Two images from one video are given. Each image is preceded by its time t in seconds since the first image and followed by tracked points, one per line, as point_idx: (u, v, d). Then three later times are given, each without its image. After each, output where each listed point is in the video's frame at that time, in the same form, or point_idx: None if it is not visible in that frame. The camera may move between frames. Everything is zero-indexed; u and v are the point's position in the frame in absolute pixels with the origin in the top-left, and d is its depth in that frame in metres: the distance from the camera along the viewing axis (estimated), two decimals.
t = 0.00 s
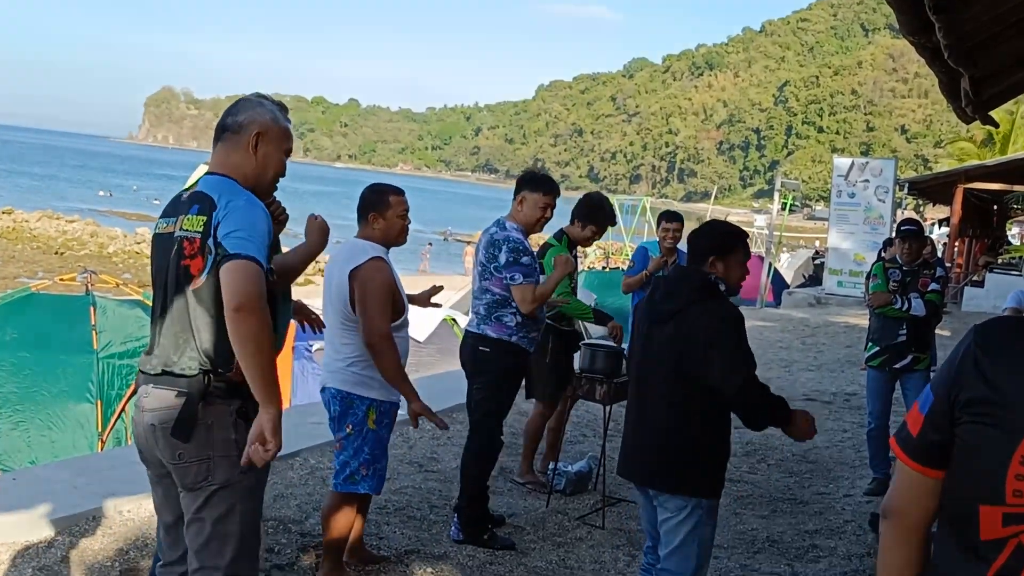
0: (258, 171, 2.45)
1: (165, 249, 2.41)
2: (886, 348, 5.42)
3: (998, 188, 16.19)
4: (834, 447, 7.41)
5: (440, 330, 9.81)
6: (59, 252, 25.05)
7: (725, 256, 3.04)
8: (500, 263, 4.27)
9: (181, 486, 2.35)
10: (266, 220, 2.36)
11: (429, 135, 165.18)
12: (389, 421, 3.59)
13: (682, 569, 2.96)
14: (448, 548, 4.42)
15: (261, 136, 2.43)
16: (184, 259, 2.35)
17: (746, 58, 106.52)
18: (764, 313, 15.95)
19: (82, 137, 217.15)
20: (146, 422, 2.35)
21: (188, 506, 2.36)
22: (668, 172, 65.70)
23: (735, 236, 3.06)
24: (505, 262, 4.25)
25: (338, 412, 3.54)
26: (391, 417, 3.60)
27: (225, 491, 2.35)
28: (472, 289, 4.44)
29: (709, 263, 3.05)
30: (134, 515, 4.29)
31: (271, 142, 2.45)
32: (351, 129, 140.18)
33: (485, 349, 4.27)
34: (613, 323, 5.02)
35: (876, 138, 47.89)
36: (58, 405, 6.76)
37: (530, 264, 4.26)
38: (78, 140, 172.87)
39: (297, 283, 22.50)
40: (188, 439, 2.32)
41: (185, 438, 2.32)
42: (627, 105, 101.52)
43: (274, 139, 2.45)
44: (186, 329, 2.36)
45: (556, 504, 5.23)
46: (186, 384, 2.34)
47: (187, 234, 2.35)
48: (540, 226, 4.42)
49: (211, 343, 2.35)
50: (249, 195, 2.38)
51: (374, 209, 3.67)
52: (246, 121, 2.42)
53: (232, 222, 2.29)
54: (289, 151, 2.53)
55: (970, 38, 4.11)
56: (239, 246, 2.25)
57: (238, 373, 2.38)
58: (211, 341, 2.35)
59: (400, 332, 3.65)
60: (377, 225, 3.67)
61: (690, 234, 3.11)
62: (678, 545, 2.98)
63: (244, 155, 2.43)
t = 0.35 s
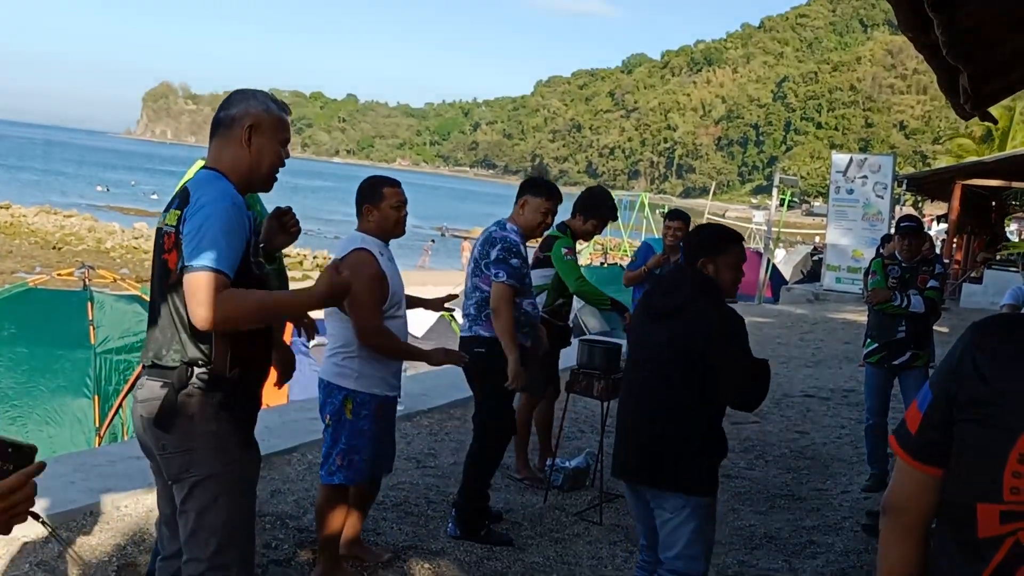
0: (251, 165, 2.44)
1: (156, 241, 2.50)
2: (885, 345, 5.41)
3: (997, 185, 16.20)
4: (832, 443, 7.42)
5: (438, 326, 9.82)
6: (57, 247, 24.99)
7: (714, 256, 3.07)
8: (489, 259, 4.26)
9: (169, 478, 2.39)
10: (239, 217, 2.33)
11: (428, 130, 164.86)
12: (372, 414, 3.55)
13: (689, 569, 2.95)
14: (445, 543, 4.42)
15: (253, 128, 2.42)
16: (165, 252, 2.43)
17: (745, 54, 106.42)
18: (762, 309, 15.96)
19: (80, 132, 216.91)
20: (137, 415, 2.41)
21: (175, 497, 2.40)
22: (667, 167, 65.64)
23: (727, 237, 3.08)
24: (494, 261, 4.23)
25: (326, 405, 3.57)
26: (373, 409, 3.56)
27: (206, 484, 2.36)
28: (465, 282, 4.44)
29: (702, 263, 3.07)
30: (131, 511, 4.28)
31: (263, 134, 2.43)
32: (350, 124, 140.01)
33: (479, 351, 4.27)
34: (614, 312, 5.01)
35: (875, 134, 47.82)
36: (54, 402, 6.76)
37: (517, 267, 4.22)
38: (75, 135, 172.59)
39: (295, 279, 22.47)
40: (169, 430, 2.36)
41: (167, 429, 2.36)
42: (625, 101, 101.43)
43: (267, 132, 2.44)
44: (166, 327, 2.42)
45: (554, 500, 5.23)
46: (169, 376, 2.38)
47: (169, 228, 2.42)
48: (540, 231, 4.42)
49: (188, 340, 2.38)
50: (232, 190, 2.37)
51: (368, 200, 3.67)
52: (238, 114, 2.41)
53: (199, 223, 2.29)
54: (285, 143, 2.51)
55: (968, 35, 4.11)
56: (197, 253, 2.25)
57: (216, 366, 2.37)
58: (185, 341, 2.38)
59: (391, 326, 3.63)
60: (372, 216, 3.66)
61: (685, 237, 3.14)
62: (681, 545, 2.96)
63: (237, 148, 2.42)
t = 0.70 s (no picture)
0: (253, 167, 2.43)
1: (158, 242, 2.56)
2: (883, 343, 5.41)
3: (994, 183, 16.21)
4: (830, 440, 7.43)
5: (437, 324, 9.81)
6: (54, 244, 24.94)
7: (696, 253, 3.04)
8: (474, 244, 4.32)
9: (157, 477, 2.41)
10: (230, 221, 2.32)
11: (425, 127, 164.55)
12: (369, 409, 3.52)
13: (673, 571, 2.99)
14: (444, 541, 4.42)
15: (253, 132, 2.41)
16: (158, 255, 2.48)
17: (743, 52, 106.37)
18: (761, 306, 15.97)
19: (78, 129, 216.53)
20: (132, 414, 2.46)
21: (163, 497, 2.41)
22: (665, 165, 65.60)
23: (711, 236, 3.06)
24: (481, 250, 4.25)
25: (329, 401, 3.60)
26: (372, 403, 3.53)
27: (190, 485, 2.36)
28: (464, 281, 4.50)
29: (682, 265, 3.05)
30: (130, 508, 4.28)
31: (262, 137, 2.42)
32: (348, 122, 139.86)
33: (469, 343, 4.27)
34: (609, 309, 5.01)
35: (873, 132, 47.82)
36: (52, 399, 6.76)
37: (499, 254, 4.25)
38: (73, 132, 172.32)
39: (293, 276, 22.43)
40: (154, 430, 2.38)
41: (153, 429, 2.38)
42: (624, 98, 101.37)
43: (266, 136, 2.43)
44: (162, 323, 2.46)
45: (552, 497, 5.23)
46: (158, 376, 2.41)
47: (165, 232, 2.48)
48: (533, 223, 4.40)
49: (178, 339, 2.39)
50: (224, 192, 2.36)
51: (374, 196, 3.68)
52: (238, 117, 2.41)
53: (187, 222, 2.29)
54: (287, 146, 2.49)
55: (965, 33, 4.10)
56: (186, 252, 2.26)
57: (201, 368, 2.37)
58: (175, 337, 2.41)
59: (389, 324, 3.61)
60: (376, 212, 3.68)
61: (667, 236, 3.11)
62: (672, 550, 2.98)
63: (235, 151, 2.42)
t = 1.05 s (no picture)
0: (249, 181, 2.43)
1: (155, 261, 2.37)
2: (880, 344, 5.43)
3: (991, 184, 16.23)
4: (826, 442, 7.44)
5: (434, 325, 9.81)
6: (51, 245, 24.92)
7: (701, 255, 3.03)
8: (473, 260, 4.24)
9: (172, 503, 2.36)
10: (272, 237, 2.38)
11: (423, 128, 164.57)
12: (364, 415, 3.55)
13: (663, 571, 2.99)
14: (440, 542, 4.41)
15: (249, 145, 2.41)
16: (179, 279, 2.32)
17: (741, 53, 106.45)
18: (757, 308, 15.97)
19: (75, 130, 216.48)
20: (136, 442, 2.36)
21: (178, 521, 2.38)
22: (663, 166, 65.64)
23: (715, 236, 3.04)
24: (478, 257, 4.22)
25: (320, 406, 3.58)
26: (365, 409, 3.56)
27: (214, 508, 2.36)
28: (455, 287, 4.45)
29: (687, 264, 3.04)
30: (126, 510, 4.26)
31: (262, 147, 2.43)
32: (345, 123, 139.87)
33: (473, 348, 4.27)
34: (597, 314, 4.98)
35: (869, 133, 47.88)
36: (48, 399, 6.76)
37: (504, 259, 4.22)
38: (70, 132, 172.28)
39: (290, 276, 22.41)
40: (174, 458, 2.31)
41: (172, 458, 2.31)
42: (621, 99, 101.38)
43: (263, 146, 2.43)
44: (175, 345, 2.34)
45: (549, 498, 5.23)
46: (173, 404, 2.33)
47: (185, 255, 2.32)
48: (514, 222, 4.35)
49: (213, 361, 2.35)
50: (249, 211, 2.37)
51: (355, 194, 3.67)
52: (233, 130, 2.39)
53: (241, 248, 2.30)
54: (278, 154, 2.51)
55: (962, 34, 4.11)
56: (269, 280, 2.32)
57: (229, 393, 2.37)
58: (199, 358, 2.34)
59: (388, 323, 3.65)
60: (358, 211, 3.67)
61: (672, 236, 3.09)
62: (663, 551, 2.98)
63: (231, 164, 2.40)
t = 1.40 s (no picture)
0: (236, 174, 2.44)
1: (159, 276, 2.32)
2: (878, 343, 5.43)
3: (988, 185, 16.27)
4: (823, 442, 7.45)
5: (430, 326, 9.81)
6: (48, 246, 24.88)
7: (704, 253, 3.02)
8: (472, 255, 4.22)
9: (192, 511, 2.34)
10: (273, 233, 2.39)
11: (420, 129, 164.55)
12: (365, 417, 3.59)
13: (658, 570, 2.99)
14: (438, 543, 4.41)
15: (235, 140, 2.41)
16: (194, 294, 2.29)
17: (737, 54, 106.62)
18: (754, 308, 15.98)
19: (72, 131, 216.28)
20: (157, 454, 2.32)
21: (194, 528, 2.35)
22: (660, 167, 65.68)
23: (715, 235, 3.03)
24: (476, 251, 4.19)
25: (314, 412, 3.55)
26: (366, 412, 3.60)
27: (237, 514, 2.37)
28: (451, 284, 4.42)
29: (689, 263, 3.02)
30: (122, 511, 4.25)
31: (247, 146, 2.44)
32: (342, 124, 139.86)
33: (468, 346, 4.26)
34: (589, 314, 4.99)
35: (866, 133, 47.94)
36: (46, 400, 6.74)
37: (500, 254, 4.18)
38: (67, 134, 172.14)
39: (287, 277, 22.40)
40: (209, 468, 2.31)
41: (206, 468, 2.31)
42: (618, 100, 101.42)
43: (246, 143, 2.44)
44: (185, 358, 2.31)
45: (547, 499, 5.23)
46: (204, 415, 2.32)
47: (197, 270, 2.29)
48: (513, 216, 4.37)
49: (227, 375, 2.35)
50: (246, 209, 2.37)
51: (342, 195, 3.65)
52: (217, 126, 2.37)
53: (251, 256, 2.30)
54: (257, 150, 2.52)
55: (959, 33, 4.12)
56: (280, 279, 2.31)
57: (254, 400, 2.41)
58: (213, 372, 2.33)
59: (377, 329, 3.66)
60: (348, 212, 3.67)
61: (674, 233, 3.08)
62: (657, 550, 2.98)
63: (216, 162, 2.40)
